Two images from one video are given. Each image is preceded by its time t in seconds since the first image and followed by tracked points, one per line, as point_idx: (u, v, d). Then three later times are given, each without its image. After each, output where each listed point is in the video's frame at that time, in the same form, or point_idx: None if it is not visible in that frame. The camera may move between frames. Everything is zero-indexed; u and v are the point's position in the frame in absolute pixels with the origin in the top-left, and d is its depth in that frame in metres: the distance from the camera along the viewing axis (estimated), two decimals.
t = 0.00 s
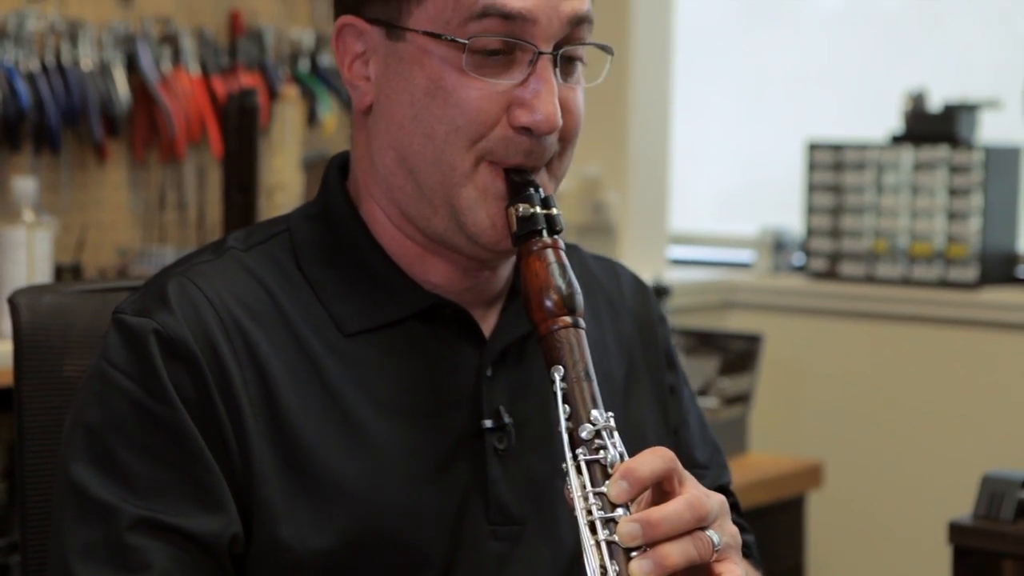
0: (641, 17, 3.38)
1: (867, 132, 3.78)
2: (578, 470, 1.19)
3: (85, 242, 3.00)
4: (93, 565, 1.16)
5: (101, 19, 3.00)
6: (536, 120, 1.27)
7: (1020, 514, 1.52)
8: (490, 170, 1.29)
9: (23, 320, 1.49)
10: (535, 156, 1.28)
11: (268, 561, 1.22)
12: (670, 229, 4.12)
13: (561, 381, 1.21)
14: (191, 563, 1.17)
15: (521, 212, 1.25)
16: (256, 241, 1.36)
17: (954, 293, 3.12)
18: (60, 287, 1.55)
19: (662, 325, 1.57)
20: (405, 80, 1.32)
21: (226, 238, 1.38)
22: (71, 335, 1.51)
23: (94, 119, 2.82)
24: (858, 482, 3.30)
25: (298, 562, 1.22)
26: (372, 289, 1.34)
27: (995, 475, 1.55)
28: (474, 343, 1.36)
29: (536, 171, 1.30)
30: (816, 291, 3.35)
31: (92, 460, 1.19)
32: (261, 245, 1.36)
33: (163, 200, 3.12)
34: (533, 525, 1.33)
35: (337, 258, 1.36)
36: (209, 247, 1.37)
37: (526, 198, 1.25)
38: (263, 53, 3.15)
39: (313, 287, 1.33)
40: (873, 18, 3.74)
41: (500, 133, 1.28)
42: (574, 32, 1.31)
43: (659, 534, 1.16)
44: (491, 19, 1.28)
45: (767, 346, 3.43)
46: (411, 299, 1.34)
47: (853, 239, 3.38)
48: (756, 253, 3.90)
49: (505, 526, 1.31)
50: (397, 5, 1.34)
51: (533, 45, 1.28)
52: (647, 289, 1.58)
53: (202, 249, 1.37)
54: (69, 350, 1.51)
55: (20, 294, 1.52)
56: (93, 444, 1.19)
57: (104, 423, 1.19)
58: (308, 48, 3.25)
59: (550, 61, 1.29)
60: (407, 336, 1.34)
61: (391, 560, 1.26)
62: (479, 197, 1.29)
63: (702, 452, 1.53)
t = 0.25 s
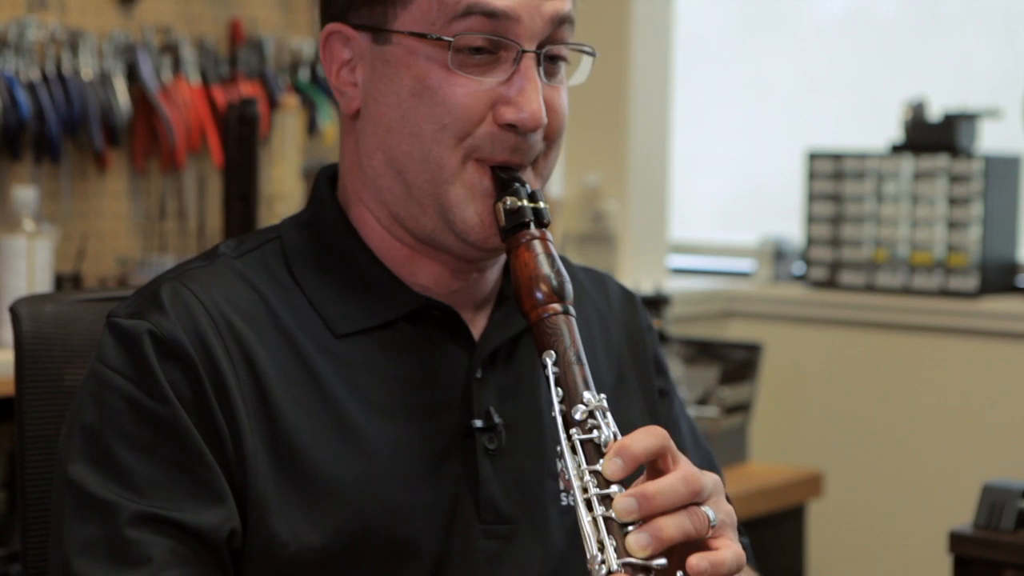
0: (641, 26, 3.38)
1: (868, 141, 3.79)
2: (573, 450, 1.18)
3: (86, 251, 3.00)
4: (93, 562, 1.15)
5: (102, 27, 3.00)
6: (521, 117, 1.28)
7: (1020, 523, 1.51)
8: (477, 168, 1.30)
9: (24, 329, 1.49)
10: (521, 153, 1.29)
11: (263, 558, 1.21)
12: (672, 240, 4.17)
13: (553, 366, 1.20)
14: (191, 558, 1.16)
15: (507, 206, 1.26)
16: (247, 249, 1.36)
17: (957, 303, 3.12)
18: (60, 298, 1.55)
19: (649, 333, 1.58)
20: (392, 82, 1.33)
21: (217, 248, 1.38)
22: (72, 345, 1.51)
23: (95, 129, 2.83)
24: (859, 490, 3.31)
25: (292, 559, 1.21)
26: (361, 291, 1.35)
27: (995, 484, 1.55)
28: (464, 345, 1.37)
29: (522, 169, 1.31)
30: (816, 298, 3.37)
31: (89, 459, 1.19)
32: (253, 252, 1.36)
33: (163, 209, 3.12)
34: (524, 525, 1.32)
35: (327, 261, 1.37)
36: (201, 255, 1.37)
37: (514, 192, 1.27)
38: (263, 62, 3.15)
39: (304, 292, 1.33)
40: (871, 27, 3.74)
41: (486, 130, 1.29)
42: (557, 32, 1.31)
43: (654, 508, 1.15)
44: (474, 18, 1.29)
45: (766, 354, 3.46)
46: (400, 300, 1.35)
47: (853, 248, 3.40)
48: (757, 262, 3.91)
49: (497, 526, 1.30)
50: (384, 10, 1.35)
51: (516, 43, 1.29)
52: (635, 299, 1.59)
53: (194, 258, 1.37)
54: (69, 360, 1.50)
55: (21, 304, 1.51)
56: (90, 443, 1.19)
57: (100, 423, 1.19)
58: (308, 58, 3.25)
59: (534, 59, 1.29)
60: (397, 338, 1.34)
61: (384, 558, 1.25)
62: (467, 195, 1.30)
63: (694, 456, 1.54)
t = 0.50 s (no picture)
0: (642, 40, 3.39)
1: (868, 152, 3.85)
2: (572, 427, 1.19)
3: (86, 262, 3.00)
4: (95, 559, 1.15)
5: (102, 38, 3.00)
6: (507, 110, 1.28)
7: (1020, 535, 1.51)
8: (465, 163, 1.30)
9: (25, 340, 1.48)
10: (507, 147, 1.30)
11: (261, 556, 1.21)
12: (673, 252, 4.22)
13: (548, 347, 1.21)
14: (192, 552, 1.16)
15: (496, 197, 1.26)
16: (240, 257, 1.37)
17: (953, 317, 3.17)
18: (59, 309, 1.55)
19: (641, 338, 1.58)
20: (379, 82, 1.34)
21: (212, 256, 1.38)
22: (73, 356, 1.50)
23: (95, 139, 2.83)
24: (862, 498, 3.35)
25: (290, 556, 1.21)
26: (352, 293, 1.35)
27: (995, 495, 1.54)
28: (456, 347, 1.36)
29: (509, 164, 1.31)
30: (813, 312, 3.43)
31: (89, 459, 1.19)
32: (246, 260, 1.36)
33: (164, 219, 3.12)
34: (517, 528, 1.31)
35: (319, 264, 1.37)
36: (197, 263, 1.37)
37: (503, 183, 1.27)
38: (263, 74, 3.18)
39: (297, 296, 1.33)
40: (871, 38, 3.79)
41: (472, 124, 1.29)
42: (540, 29, 1.32)
43: (654, 479, 1.16)
44: (457, 13, 1.30)
45: (767, 364, 3.51)
46: (392, 299, 1.34)
47: (852, 258, 3.47)
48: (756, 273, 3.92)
49: (493, 526, 1.30)
50: (368, 13, 1.36)
51: (499, 37, 1.29)
52: (626, 308, 1.59)
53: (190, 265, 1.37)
54: (70, 370, 1.50)
55: (21, 316, 1.51)
56: (89, 444, 1.19)
57: (98, 423, 1.19)
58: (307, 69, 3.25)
59: (518, 54, 1.30)
60: (391, 341, 1.34)
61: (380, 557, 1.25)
62: (456, 190, 1.30)
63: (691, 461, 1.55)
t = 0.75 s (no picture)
0: (642, 51, 3.39)
1: (868, 162, 3.90)
2: (574, 426, 1.19)
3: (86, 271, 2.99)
4: (94, 564, 1.15)
5: (103, 48, 3.01)
6: (502, 114, 1.29)
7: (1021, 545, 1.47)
8: (460, 168, 1.30)
9: (24, 350, 1.48)
10: (503, 150, 1.30)
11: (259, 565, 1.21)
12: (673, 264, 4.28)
13: (546, 347, 1.21)
14: (193, 558, 1.16)
15: (494, 198, 1.27)
16: (238, 265, 1.37)
17: (956, 323, 3.21)
18: (60, 318, 1.54)
19: (641, 347, 1.58)
20: (375, 89, 1.34)
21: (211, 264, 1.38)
22: (72, 365, 1.50)
23: (95, 149, 2.84)
24: (861, 506, 3.37)
25: (288, 564, 1.21)
26: (349, 300, 1.35)
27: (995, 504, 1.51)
28: (453, 355, 1.36)
29: (506, 168, 1.31)
30: (812, 318, 3.45)
31: (89, 467, 1.19)
32: (244, 267, 1.36)
33: (164, 229, 3.13)
34: (514, 537, 1.31)
35: (318, 273, 1.37)
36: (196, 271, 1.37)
37: (500, 185, 1.28)
38: (263, 83, 3.20)
39: (296, 303, 1.33)
40: (868, 48, 3.86)
41: (467, 128, 1.30)
42: (533, 34, 1.33)
43: (656, 475, 1.15)
44: (450, 18, 1.31)
45: (769, 374, 3.52)
46: (390, 304, 1.35)
47: (852, 268, 3.50)
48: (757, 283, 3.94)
49: (489, 534, 1.29)
50: (361, 19, 1.37)
51: (493, 41, 1.30)
52: (626, 317, 1.59)
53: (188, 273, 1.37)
54: (69, 379, 1.49)
55: (20, 325, 1.50)
56: (88, 452, 1.19)
57: (97, 430, 1.19)
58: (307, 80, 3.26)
59: (512, 58, 1.31)
60: (389, 349, 1.34)
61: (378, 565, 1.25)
62: (453, 195, 1.30)
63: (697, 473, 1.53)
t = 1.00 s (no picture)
0: (643, 56, 3.42)
1: (868, 170, 3.92)
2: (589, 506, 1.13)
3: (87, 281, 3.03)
4: None
5: (103, 57, 3.05)
6: (526, 156, 1.25)
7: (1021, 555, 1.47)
8: (482, 209, 1.27)
9: (22, 360, 1.49)
10: (527, 193, 1.26)
11: None
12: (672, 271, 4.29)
13: (566, 415, 1.17)
14: None
15: (518, 249, 1.24)
16: (253, 289, 1.35)
17: (961, 335, 3.24)
18: (61, 327, 1.55)
19: (663, 367, 1.57)
20: (397, 125, 1.31)
21: (226, 288, 1.36)
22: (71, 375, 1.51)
23: (95, 158, 2.85)
24: (854, 507, 3.43)
25: None
26: (367, 335, 1.33)
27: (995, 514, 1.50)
28: (470, 391, 1.34)
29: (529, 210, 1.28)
30: (812, 327, 3.50)
31: (99, 508, 1.15)
32: (259, 292, 1.35)
33: (163, 238, 3.16)
34: None
35: (335, 303, 1.35)
36: (208, 297, 1.35)
37: (522, 233, 1.25)
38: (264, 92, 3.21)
39: (313, 335, 1.31)
40: (867, 54, 3.88)
41: (490, 168, 1.26)
42: (561, 71, 1.30)
43: (673, 561, 1.09)
44: (476, 55, 1.28)
45: (768, 383, 3.57)
46: (408, 341, 1.33)
47: (852, 277, 3.54)
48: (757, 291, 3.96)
49: None
50: (385, 52, 1.34)
51: (520, 80, 1.27)
52: (648, 334, 1.59)
53: (201, 299, 1.35)
54: (69, 389, 1.50)
55: (20, 334, 1.51)
56: (98, 492, 1.15)
57: (108, 471, 1.15)
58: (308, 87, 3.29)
59: (538, 97, 1.27)
60: (406, 386, 1.32)
61: None
62: (474, 238, 1.27)
63: (717, 493, 1.51)
